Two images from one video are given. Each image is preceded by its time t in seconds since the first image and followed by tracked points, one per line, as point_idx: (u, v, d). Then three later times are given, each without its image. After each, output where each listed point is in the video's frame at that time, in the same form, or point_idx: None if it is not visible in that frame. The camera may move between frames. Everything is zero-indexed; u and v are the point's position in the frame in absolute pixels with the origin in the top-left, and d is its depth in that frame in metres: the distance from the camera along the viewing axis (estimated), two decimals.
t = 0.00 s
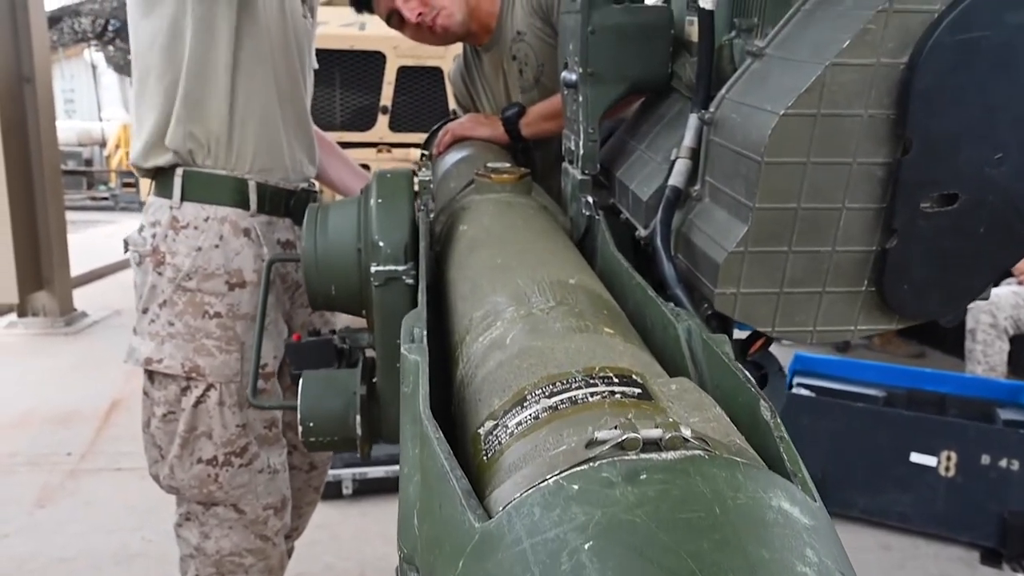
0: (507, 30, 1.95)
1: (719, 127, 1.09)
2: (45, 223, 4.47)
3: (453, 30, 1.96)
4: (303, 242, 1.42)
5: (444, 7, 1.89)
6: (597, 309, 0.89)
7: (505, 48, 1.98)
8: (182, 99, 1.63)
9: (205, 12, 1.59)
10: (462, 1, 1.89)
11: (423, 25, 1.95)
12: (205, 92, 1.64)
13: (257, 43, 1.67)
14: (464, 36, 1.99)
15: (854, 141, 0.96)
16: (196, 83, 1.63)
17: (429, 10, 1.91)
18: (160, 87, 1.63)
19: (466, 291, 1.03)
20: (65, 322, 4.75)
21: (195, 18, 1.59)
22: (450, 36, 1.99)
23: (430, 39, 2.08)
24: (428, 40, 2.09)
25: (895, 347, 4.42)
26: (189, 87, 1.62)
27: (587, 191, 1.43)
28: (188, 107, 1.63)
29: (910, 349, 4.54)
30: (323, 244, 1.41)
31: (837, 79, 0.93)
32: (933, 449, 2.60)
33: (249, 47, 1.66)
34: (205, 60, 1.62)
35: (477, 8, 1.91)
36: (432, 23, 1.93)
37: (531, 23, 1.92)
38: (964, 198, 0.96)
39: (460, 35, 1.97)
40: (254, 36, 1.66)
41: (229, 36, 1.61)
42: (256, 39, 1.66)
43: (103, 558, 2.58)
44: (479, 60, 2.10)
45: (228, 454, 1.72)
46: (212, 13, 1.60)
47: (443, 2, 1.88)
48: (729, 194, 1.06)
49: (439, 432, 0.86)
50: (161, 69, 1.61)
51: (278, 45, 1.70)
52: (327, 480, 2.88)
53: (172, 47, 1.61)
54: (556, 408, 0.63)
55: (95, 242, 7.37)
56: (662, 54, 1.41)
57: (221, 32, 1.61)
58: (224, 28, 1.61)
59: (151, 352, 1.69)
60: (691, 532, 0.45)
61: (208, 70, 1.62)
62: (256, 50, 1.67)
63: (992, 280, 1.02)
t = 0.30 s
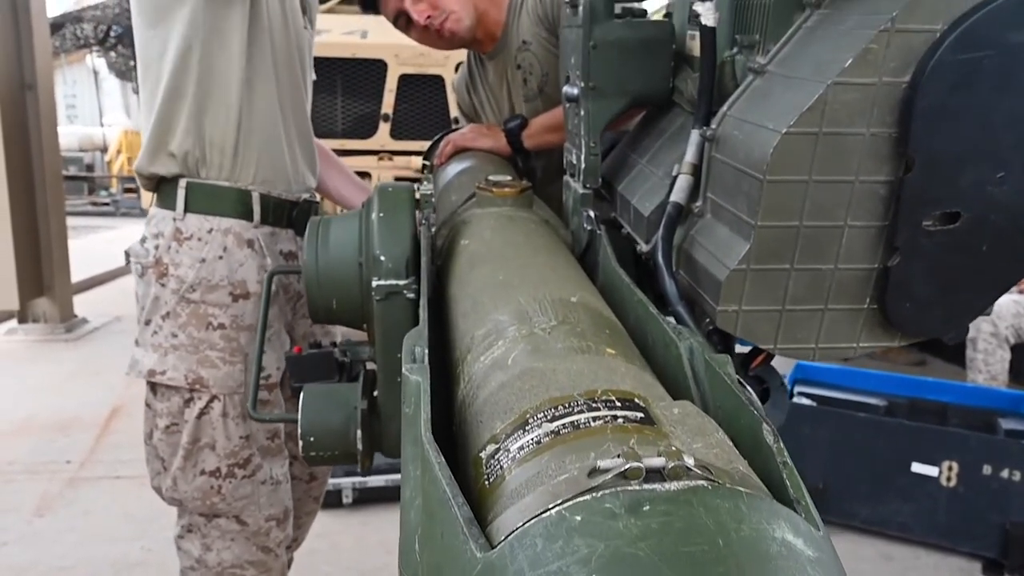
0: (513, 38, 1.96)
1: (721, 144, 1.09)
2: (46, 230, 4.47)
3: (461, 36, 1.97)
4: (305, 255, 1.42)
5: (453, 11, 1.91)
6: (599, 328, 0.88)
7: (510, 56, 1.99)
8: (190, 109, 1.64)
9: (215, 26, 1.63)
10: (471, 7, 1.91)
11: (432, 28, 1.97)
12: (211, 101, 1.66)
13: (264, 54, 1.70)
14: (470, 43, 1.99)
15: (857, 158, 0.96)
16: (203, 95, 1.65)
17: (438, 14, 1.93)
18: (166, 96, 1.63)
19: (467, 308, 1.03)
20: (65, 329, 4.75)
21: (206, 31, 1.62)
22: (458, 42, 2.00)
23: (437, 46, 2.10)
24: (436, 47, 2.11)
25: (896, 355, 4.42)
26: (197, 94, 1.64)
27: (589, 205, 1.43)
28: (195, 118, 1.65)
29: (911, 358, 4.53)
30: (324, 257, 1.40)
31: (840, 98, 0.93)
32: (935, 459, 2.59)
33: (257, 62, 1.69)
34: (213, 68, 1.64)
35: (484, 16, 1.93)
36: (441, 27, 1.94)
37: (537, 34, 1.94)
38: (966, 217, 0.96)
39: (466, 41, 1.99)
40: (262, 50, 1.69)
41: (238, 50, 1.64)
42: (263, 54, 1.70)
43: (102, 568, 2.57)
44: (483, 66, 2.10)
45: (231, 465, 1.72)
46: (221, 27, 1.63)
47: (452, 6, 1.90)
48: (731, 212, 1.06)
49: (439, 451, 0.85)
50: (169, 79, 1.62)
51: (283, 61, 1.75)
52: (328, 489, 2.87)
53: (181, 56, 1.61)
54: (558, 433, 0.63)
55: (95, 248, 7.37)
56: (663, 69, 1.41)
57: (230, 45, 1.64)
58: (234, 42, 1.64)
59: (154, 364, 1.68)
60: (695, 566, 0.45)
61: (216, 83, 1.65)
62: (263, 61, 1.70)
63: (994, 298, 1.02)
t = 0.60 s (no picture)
0: (518, 46, 1.97)
1: (722, 159, 1.09)
2: (47, 235, 4.48)
3: (467, 40, 1.96)
4: (306, 267, 1.42)
5: (462, 15, 1.89)
6: (601, 344, 0.88)
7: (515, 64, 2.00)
8: (195, 118, 1.65)
9: (222, 36, 1.63)
10: (479, 12, 1.90)
11: (439, 31, 1.94)
12: (215, 109, 1.66)
13: (268, 62, 1.70)
14: (475, 47, 2.00)
15: (859, 175, 0.96)
16: (209, 104, 1.65)
17: (447, 17, 1.90)
18: (172, 105, 1.64)
19: (469, 323, 1.03)
20: (66, 334, 4.75)
21: (212, 41, 1.63)
22: (464, 45, 1.99)
23: (439, 47, 2.08)
24: (439, 49, 2.08)
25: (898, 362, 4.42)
26: (201, 101, 1.64)
27: (591, 217, 1.43)
28: (200, 127, 1.65)
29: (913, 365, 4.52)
30: (326, 269, 1.40)
31: (842, 115, 0.93)
32: (936, 468, 2.58)
33: (261, 71, 1.69)
34: (219, 76, 1.65)
35: (491, 21, 1.94)
36: (448, 30, 1.92)
37: (543, 43, 1.95)
38: (968, 233, 0.96)
39: (473, 45, 1.99)
40: (267, 60, 1.69)
41: (243, 60, 1.65)
42: (268, 64, 1.70)
43: None
44: (488, 73, 2.11)
45: (234, 475, 1.72)
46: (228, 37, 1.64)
47: (462, 10, 1.88)
48: (733, 227, 1.06)
49: (441, 467, 0.85)
50: (175, 88, 1.63)
51: (287, 71, 1.75)
52: (328, 496, 2.87)
53: (187, 65, 1.62)
54: (560, 455, 0.63)
55: (96, 252, 7.38)
56: (664, 80, 1.41)
57: (236, 55, 1.64)
58: (239, 51, 1.65)
59: (157, 374, 1.69)
60: None
61: (221, 92, 1.65)
62: (267, 69, 1.70)
63: (996, 314, 1.02)
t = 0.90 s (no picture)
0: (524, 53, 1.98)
1: (723, 174, 1.09)
2: (48, 240, 4.48)
3: (474, 44, 1.95)
4: (308, 278, 1.42)
5: (471, 19, 1.87)
6: (603, 362, 0.88)
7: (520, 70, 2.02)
8: (199, 128, 1.65)
9: (226, 46, 1.64)
10: (487, 16, 1.89)
11: (446, 34, 1.91)
12: (219, 119, 1.66)
13: (272, 72, 1.70)
14: (482, 50, 1.99)
15: (859, 192, 0.96)
16: (212, 114, 1.66)
17: (455, 20, 1.87)
18: (176, 115, 1.64)
19: (471, 338, 1.03)
20: (67, 339, 4.76)
21: (217, 51, 1.63)
22: (470, 48, 1.97)
23: (444, 48, 2.05)
24: (442, 49, 2.06)
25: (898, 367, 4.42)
26: (206, 111, 1.64)
27: (592, 229, 1.43)
28: (204, 137, 1.65)
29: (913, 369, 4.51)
30: (328, 281, 1.41)
31: (843, 132, 0.93)
32: (938, 475, 2.57)
33: (265, 81, 1.69)
34: (224, 86, 1.65)
35: (498, 27, 1.93)
36: (456, 33, 1.89)
37: (548, 50, 1.96)
38: (970, 249, 0.96)
39: (480, 48, 1.98)
40: (271, 70, 1.70)
41: (247, 70, 1.65)
42: (272, 74, 1.70)
43: None
44: (492, 78, 2.12)
45: (237, 485, 1.73)
46: (232, 47, 1.64)
47: (470, 14, 1.86)
48: (734, 242, 1.06)
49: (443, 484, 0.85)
50: (179, 97, 1.63)
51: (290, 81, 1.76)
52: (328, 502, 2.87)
53: (191, 74, 1.62)
54: (562, 478, 0.63)
55: (97, 256, 7.38)
56: (665, 93, 1.41)
57: (240, 65, 1.65)
58: (243, 61, 1.65)
59: (160, 384, 1.70)
60: None
61: (225, 101, 1.66)
62: (271, 79, 1.70)
63: (998, 330, 1.02)
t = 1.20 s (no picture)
0: (532, 60, 2.03)
1: (726, 190, 1.09)
2: (51, 245, 4.50)
3: (482, 48, 1.96)
4: (311, 291, 1.42)
5: (482, 23, 1.88)
6: (606, 382, 0.88)
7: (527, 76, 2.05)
8: (203, 140, 1.66)
9: (230, 59, 1.64)
10: (497, 21, 1.90)
11: (455, 37, 1.92)
12: (223, 131, 1.67)
13: (275, 84, 1.71)
14: (490, 55, 2.01)
15: (861, 211, 0.97)
16: (217, 126, 1.66)
17: (466, 23, 1.88)
18: (181, 127, 1.65)
19: (474, 354, 1.04)
20: (70, 343, 4.77)
21: (220, 64, 1.64)
22: (479, 53, 1.99)
23: (451, 51, 2.06)
24: (448, 51, 2.07)
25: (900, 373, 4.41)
26: (209, 123, 1.65)
27: (594, 243, 1.43)
28: (208, 149, 1.66)
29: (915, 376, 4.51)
30: (331, 294, 1.41)
31: (845, 152, 0.93)
32: (940, 483, 2.57)
33: (268, 93, 1.70)
34: (227, 98, 1.66)
35: (507, 33, 1.96)
36: (465, 37, 1.90)
37: (555, 57, 2.01)
38: (972, 266, 0.96)
39: (488, 52, 1.99)
40: (274, 82, 1.70)
41: (251, 83, 1.66)
42: (275, 86, 1.70)
43: None
44: (500, 83, 2.15)
45: (241, 494, 1.74)
46: (235, 60, 1.65)
47: (481, 19, 1.87)
48: (736, 259, 1.06)
49: (446, 503, 0.86)
50: (183, 110, 1.64)
51: (293, 93, 1.76)
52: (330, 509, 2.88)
53: (195, 87, 1.63)
54: (565, 503, 0.63)
55: (99, 260, 7.40)
56: (667, 106, 1.41)
57: (243, 77, 1.65)
58: (247, 73, 1.66)
59: (164, 395, 1.71)
60: None
61: (229, 113, 1.66)
62: (274, 90, 1.71)
63: (1000, 346, 1.02)
